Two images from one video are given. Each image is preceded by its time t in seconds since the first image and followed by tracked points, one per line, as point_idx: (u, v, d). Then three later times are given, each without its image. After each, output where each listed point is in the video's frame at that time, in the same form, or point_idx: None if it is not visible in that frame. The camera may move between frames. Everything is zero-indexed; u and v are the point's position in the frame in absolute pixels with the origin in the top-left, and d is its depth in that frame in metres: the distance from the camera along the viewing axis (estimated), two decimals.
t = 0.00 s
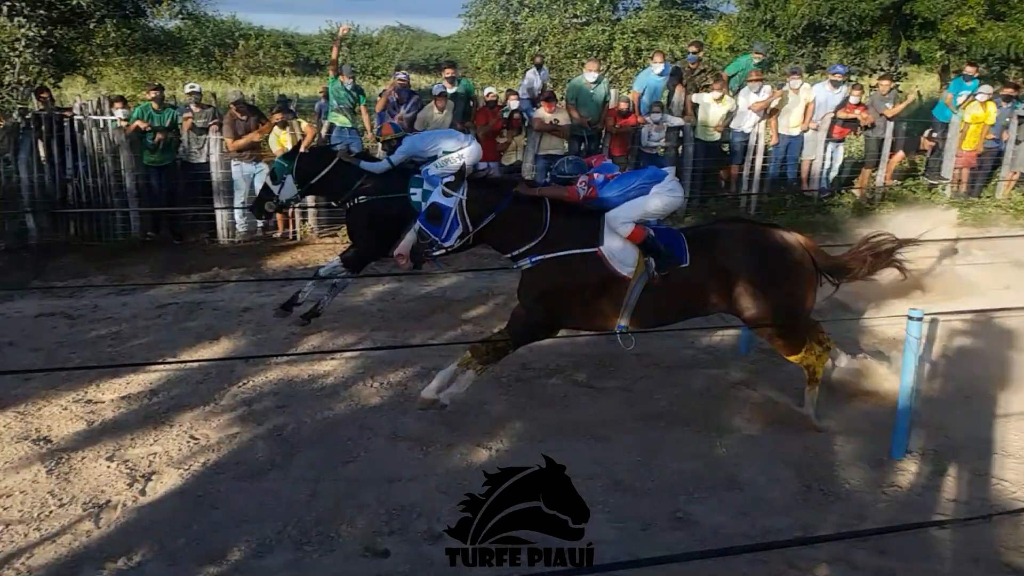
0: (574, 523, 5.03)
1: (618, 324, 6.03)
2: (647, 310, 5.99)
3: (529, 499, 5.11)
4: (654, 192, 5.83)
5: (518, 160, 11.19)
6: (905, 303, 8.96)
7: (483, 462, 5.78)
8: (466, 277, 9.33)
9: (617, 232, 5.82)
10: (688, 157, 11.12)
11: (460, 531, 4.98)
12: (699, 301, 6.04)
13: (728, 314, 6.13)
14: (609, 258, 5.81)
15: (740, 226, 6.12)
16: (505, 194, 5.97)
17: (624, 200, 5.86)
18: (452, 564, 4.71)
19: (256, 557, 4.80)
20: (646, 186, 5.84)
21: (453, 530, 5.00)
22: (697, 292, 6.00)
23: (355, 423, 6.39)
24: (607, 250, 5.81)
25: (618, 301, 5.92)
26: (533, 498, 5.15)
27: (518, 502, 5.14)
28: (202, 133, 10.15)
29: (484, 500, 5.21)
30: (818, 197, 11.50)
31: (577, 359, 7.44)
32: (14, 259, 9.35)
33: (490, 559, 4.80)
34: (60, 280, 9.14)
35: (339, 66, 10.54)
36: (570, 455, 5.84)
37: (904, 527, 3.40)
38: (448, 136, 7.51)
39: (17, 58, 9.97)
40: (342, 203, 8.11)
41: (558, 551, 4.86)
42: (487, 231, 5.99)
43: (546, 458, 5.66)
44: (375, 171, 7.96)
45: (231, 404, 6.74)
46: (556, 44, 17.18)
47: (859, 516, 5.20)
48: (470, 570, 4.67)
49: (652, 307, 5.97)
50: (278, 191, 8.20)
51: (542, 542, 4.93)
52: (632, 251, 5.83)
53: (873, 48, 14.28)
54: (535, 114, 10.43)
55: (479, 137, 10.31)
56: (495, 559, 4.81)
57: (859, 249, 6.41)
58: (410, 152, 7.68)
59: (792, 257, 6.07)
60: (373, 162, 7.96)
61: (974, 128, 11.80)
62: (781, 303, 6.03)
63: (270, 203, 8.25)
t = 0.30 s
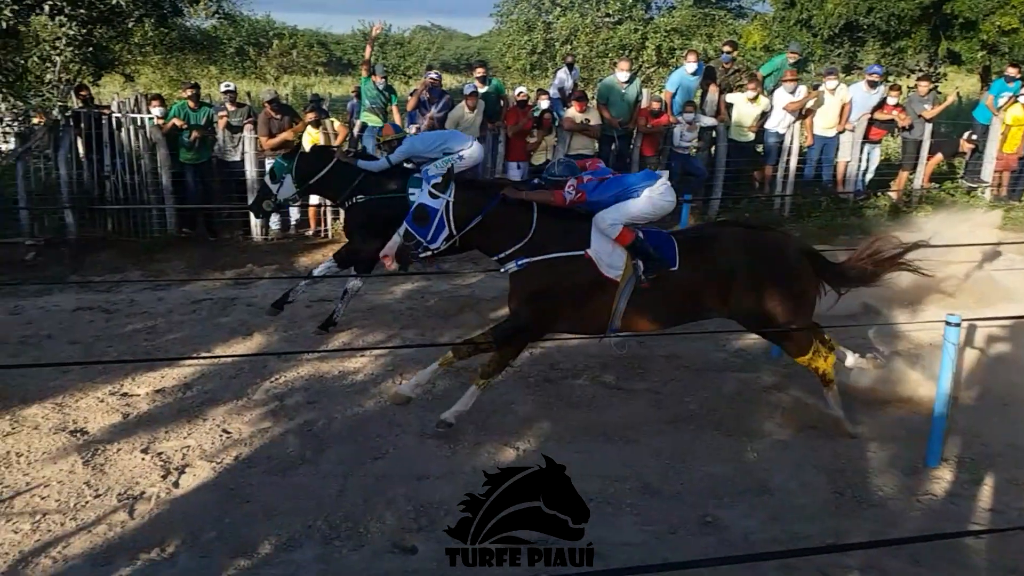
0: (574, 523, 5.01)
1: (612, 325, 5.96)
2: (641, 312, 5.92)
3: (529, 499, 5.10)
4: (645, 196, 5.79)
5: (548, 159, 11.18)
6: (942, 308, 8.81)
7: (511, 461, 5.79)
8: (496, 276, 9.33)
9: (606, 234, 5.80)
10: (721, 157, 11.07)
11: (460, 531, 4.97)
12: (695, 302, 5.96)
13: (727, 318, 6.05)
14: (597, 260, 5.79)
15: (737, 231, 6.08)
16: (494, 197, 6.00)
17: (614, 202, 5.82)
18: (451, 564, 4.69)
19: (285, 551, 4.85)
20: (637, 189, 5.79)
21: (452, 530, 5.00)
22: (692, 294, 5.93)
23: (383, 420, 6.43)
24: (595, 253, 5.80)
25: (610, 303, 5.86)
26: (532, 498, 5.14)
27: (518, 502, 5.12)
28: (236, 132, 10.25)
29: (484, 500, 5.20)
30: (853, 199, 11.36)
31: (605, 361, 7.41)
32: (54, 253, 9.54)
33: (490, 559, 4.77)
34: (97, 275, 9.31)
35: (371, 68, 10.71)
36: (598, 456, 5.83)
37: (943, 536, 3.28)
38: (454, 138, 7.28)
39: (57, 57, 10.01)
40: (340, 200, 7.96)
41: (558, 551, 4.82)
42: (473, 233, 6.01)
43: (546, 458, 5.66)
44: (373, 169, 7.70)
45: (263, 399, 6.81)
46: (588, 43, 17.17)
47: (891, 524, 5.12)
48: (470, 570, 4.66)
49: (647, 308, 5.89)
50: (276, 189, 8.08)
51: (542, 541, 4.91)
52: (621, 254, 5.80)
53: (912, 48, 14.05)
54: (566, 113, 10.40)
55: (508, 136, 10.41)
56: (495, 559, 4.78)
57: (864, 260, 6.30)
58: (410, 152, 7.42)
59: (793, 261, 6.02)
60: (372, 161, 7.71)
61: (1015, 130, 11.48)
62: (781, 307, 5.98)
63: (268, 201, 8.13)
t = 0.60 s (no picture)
0: (574, 522, 5.01)
1: (606, 326, 5.92)
2: (636, 314, 5.88)
3: (529, 499, 5.10)
4: (639, 197, 5.80)
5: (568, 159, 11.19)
6: (968, 312, 8.69)
7: (530, 461, 5.79)
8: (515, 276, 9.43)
9: (597, 237, 5.77)
10: (744, 157, 10.99)
11: (460, 531, 4.97)
12: (692, 304, 5.92)
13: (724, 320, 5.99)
14: (586, 263, 5.76)
15: (732, 231, 6.04)
16: (486, 198, 5.91)
17: (607, 204, 5.84)
18: (451, 564, 4.70)
19: (305, 547, 4.87)
20: (630, 190, 5.81)
21: (453, 530, 5.00)
22: (688, 296, 5.88)
23: (403, 418, 6.45)
24: (584, 255, 5.77)
25: (604, 303, 5.83)
26: (533, 498, 5.13)
27: (519, 502, 5.13)
28: (258, 131, 10.27)
29: (484, 501, 5.18)
30: (877, 201, 11.24)
31: (625, 362, 7.39)
32: (80, 251, 9.66)
33: (490, 558, 4.77)
34: (122, 272, 9.42)
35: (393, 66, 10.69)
36: (617, 458, 5.81)
37: (967, 543, 3.23)
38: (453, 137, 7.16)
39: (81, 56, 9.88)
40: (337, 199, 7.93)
41: (558, 551, 4.82)
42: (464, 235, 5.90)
43: (546, 458, 5.63)
44: (372, 168, 7.75)
45: (284, 396, 6.86)
46: (609, 43, 17.11)
47: (914, 530, 5.06)
48: (468, 570, 4.66)
49: (639, 308, 5.86)
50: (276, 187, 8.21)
51: (541, 542, 4.91)
52: (612, 257, 5.78)
53: (939, 49, 13.85)
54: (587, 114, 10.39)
55: (528, 136, 10.42)
56: (495, 559, 4.78)
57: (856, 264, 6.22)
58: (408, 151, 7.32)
59: (788, 263, 5.97)
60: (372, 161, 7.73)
61: None
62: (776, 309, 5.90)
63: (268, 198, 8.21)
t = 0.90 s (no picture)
0: (574, 523, 4.98)
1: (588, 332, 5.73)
2: (617, 319, 5.66)
3: (529, 499, 5.06)
4: (620, 200, 5.57)
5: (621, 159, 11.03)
6: None
7: (580, 463, 5.77)
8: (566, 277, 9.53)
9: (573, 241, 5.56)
10: (804, 158, 10.75)
11: (460, 531, 4.95)
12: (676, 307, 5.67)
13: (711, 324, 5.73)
14: (562, 267, 5.56)
15: (722, 232, 5.80)
16: (467, 198, 5.81)
17: (587, 206, 5.58)
18: (451, 564, 4.66)
19: (355, 539, 4.93)
20: (612, 194, 5.58)
21: (453, 530, 4.99)
22: (671, 299, 5.63)
23: (451, 415, 6.49)
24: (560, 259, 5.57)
25: (584, 308, 5.64)
26: (532, 499, 5.08)
27: (519, 501, 5.09)
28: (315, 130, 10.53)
29: (483, 500, 5.14)
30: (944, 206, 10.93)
31: (676, 366, 7.33)
32: (144, 243, 9.95)
33: (490, 558, 4.76)
34: (184, 264, 9.68)
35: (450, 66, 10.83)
36: (667, 463, 5.75)
37: None
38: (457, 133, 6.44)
39: (151, 55, 9.99)
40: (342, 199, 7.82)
41: (558, 551, 4.79)
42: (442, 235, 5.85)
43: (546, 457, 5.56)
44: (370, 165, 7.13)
45: (337, 389, 6.96)
46: (666, 41, 16.96)
47: (975, 547, 4.89)
48: (469, 570, 4.63)
49: (624, 311, 5.63)
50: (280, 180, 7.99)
51: (542, 542, 4.90)
52: (589, 261, 5.57)
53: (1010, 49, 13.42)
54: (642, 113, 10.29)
55: (582, 136, 10.30)
56: (495, 559, 4.78)
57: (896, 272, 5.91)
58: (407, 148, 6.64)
59: (777, 265, 5.68)
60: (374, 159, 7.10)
61: None
62: (770, 314, 5.64)
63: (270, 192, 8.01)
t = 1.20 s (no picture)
0: (574, 522, 4.88)
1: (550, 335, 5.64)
2: (577, 323, 5.59)
3: (528, 499, 4.94)
4: (582, 205, 5.58)
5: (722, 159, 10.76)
6: None
7: (673, 470, 5.65)
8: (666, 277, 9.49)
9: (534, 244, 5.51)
10: (919, 161, 10.32)
11: (460, 531, 4.87)
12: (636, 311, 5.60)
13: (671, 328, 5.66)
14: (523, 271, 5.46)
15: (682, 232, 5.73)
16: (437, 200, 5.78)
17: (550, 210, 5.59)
18: (451, 564, 4.58)
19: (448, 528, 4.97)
20: (575, 198, 5.60)
21: (452, 529, 4.92)
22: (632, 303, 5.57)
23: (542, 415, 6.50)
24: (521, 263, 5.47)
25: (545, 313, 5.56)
26: (532, 499, 4.96)
27: (518, 501, 4.96)
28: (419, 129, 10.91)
29: (483, 500, 5.02)
30: None
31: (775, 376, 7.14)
32: (254, 235, 10.37)
33: (490, 559, 4.68)
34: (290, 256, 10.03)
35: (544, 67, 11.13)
36: (763, 476, 5.55)
37: None
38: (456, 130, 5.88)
39: (263, 53, 11.00)
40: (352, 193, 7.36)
41: (558, 550, 4.70)
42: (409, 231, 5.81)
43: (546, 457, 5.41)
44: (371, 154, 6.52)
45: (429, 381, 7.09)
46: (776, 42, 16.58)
47: None
48: (468, 570, 4.54)
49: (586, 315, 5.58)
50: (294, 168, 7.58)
51: (542, 542, 4.82)
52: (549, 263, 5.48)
53: None
54: (747, 111, 10.22)
55: (683, 135, 10.24)
56: (495, 559, 4.70)
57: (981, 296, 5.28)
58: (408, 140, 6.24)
59: (740, 272, 5.60)
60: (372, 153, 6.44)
61: None
62: (724, 319, 5.57)
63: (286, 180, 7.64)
